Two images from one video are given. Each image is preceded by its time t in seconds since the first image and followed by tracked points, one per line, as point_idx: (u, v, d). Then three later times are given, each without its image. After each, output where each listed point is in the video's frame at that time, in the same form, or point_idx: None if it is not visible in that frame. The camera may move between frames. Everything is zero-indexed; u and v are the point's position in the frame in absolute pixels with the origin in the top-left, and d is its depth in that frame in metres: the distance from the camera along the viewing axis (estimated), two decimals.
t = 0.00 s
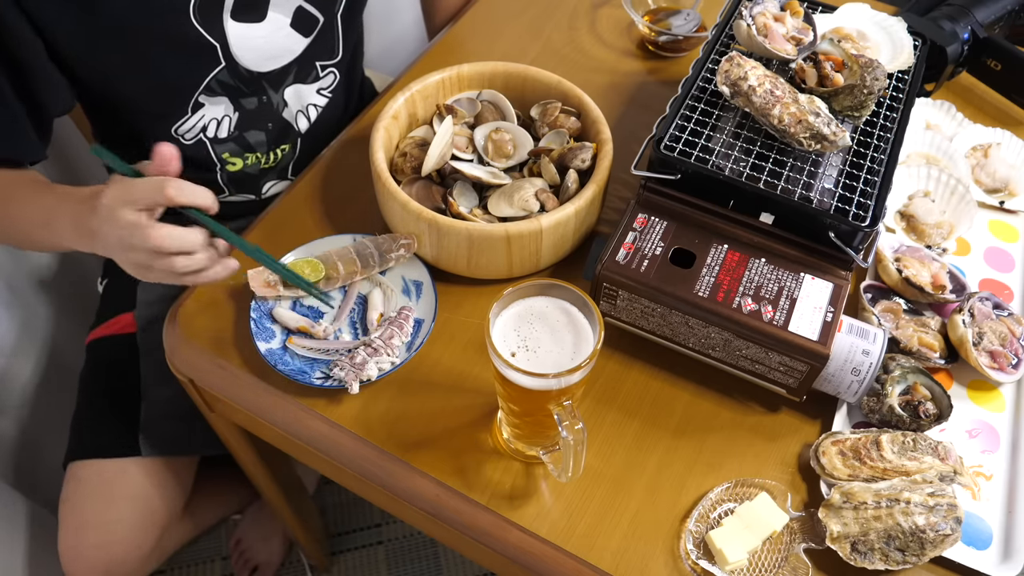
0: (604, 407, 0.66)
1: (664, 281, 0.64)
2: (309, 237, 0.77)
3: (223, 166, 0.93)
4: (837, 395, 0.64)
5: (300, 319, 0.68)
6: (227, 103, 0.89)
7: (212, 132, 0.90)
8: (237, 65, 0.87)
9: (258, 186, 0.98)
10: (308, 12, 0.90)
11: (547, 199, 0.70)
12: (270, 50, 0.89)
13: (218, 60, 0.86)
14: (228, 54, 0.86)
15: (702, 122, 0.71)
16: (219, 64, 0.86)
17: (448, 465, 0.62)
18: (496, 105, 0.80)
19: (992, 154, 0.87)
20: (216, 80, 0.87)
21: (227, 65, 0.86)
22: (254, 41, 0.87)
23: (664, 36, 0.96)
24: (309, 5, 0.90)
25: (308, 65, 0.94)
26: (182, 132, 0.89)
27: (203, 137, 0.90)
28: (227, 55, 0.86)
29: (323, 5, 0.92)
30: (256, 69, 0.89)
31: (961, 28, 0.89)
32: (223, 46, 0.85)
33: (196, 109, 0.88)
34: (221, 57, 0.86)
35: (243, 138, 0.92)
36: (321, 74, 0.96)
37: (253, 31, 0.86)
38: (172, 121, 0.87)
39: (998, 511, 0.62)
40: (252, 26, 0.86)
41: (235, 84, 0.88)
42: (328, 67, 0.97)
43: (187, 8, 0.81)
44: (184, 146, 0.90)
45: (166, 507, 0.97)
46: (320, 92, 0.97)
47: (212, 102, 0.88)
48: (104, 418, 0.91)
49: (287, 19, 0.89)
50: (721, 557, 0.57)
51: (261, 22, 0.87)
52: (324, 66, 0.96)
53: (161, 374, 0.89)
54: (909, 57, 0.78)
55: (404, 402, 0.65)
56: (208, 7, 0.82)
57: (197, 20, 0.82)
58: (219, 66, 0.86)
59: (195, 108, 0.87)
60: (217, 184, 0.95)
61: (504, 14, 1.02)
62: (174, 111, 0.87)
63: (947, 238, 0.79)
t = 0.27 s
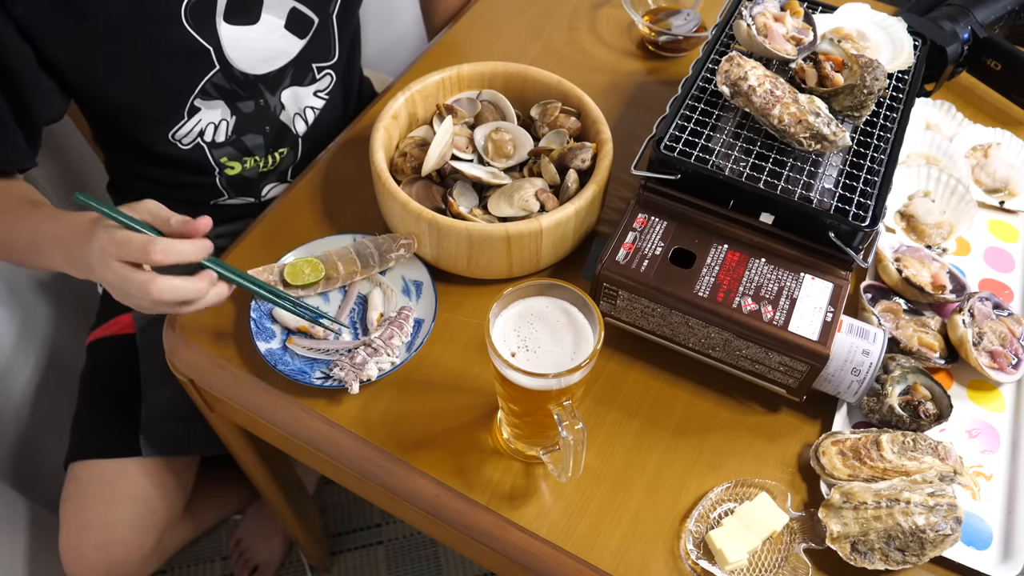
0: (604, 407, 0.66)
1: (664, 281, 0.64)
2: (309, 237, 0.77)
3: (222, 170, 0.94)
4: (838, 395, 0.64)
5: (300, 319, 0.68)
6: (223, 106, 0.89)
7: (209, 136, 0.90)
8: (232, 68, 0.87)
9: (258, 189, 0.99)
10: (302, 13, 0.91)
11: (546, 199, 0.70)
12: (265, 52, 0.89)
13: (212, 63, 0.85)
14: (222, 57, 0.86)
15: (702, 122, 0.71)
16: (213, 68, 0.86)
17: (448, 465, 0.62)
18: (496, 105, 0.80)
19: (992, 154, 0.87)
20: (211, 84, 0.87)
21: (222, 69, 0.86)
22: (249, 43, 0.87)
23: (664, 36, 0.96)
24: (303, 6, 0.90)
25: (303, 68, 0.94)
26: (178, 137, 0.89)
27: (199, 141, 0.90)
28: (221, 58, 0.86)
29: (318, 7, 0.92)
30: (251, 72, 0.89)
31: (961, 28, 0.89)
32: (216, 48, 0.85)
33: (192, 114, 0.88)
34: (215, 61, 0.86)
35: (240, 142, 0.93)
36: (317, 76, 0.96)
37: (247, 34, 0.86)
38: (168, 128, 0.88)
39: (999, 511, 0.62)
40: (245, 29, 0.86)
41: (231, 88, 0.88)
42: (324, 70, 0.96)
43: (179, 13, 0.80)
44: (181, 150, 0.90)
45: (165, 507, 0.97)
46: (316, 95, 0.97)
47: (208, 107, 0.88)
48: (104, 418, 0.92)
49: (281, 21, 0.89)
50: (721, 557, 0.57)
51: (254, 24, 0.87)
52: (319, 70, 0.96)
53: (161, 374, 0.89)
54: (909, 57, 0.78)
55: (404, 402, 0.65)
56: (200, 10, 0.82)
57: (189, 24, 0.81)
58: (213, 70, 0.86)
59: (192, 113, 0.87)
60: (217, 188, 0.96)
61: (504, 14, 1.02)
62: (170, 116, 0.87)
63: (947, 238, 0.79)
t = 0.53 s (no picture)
0: (604, 407, 0.66)
1: (664, 281, 0.64)
2: (308, 237, 0.77)
3: (222, 170, 0.94)
4: (838, 395, 0.64)
5: (300, 319, 0.68)
6: (223, 107, 0.89)
7: (208, 137, 0.90)
8: (231, 70, 0.87)
9: (257, 190, 0.99)
10: (302, 14, 0.91)
11: (546, 199, 0.70)
12: (265, 54, 0.90)
13: (213, 66, 0.86)
14: (222, 60, 0.86)
15: (702, 123, 0.71)
16: (213, 71, 0.86)
17: (448, 465, 0.62)
18: (496, 105, 0.80)
19: (992, 154, 0.87)
20: (210, 86, 0.87)
21: (221, 71, 0.87)
22: (248, 45, 0.87)
23: (664, 36, 0.96)
24: (303, 7, 0.91)
25: (303, 68, 0.94)
26: (178, 137, 0.89)
27: (199, 141, 0.90)
28: (221, 60, 0.86)
29: (318, 8, 0.92)
30: (250, 74, 0.89)
31: (961, 28, 0.89)
32: (216, 51, 0.85)
33: (191, 114, 0.87)
34: (215, 63, 0.86)
35: (239, 142, 0.93)
36: (317, 76, 0.96)
37: (246, 36, 0.87)
38: (168, 127, 0.87)
39: (999, 511, 0.62)
40: (245, 31, 0.86)
41: (231, 89, 0.89)
42: (324, 69, 0.97)
43: (178, 16, 0.80)
44: (180, 150, 0.90)
45: (165, 507, 0.97)
46: (315, 95, 0.97)
47: (208, 107, 0.88)
48: (103, 418, 0.92)
49: (281, 23, 0.89)
50: (721, 557, 0.57)
51: (253, 26, 0.87)
52: (319, 69, 0.96)
53: (160, 374, 0.89)
54: (909, 57, 0.78)
55: (404, 402, 0.65)
56: (200, 14, 0.81)
57: (189, 28, 0.81)
58: (214, 72, 0.86)
59: (191, 113, 0.87)
60: (216, 188, 0.96)
61: (504, 14, 1.02)
62: (170, 117, 0.86)
63: (947, 238, 0.79)
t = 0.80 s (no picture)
0: (604, 407, 0.66)
1: (664, 281, 0.64)
2: (309, 238, 0.77)
3: (222, 171, 0.94)
4: (838, 395, 0.64)
5: (300, 319, 0.69)
6: (224, 108, 0.89)
7: (210, 137, 0.90)
8: (233, 72, 0.88)
9: (258, 191, 0.99)
10: (303, 15, 0.91)
11: (546, 199, 0.70)
12: (267, 56, 0.90)
13: (214, 68, 0.86)
14: (223, 62, 0.86)
15: (702, 122, 0.71)
16: (215, 73, 0.86)
17: (448, 465, 0.62)
18: (496, 105, 0.80)
19: (992, 154, 0.87)
20: (212, 87, 0.87)
21: (224, 73, 0.87)
22: (249, 47, 0.87)
23: (664, 36, 0.96)
24: (305, 8, 0.91)
25: (305, 69, 0.94)
26: (179, 138, 0.89)
27: (200, 142, 0.90)
28: (223, 62, 0.86)
29: (319, 9, 0.92)
30: (252, 75, 0.90)
31: (961, 28, 0.89)
32: (218, 54, 0.85)
33: (193, 115, 0.88)
34: (217, 65, 0.86)
35: (240, 142, 0.93)
36: (318, 76, 0.96)
37: (248, 38, 0.87)
38: (169, 128, 0.87)
39: (999, 511, 0.62)
40: (246, 33, 0.87)
41: (232, 90, 0.89)
42: (325, 70, 0.97)
43: (181, 20, 0.81)
44: (181, 151, 0.90)
45: (165, 508, 0.97)
46: (317, 95, 0.97)
47: (209, 108, 0.88)
48: (104, 419, 0.92)
49: (282, 24, 0.90)
50: (721, 556, 0.57)
51: (255, 29, 0.87)
52: (320, 69, 0.96)
53: (160, 375, 0.89)
54: (909, 57, 0.78)
55: (404, 402, 0.65)
56: (202, 17, 0.82)
57: (191, 30, 0.82)
58: (215, 74, 0.86)
59: (192, 114, 0.88)
60: (217, 188, 0.96)
61: (504, 14, 1.02)
62: (171, 118, 0.87)
63: (947, 238, 0.79)
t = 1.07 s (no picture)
0: (604, 407, 0.66)
1: (664, 281, 0.64)
2: (309, 238, 0.77)
3: (223, 171, 0.94)
4: (837, 395, 0.64)
5: (300, 319, 0.69)
6: (226, 108, 0.89)
7: (212, 137, 0.90)
8: (236, 72, 0.88)
9: (258, 191, 0.98)
10: (306, 16, 0.91)
11: (546, 199, 0.70)
12: (270, 56, 0.90)
13: (218, 69, 0.86)
14: (227, 63, 0.86)
15: (702, 123, 0.71)
16: (218, 73, 0.86)
17: (448, 465, 0.62)
18: (496, 105, 0.80)
19: (992, 154, 0.87)
20: (216, 88, 0.87)
21: (227, 73, 0.87)
22: (253, 48, 0.88)
23: (664, 36, 0.96)
24: (307, 9, 0.91)
25: (307, 69, 0.94)
26: (181, 138, 0.89)
27: (202, 142, 0.90)
28: (227, 63, 0.86)
29: (321, 9, 0.92)
30: (255, 76, 0.90)
31: (961, 28, 0.89)
32: (222, 54, 0.86)
33: (195, 116, 0.88)
34: (221, 66, 0.86)
35: (242, 143, 0.93)
36: (320, 78, 0.96)
37: (251, 39, 0.87)
38: (171, 128, 0.87)
39: (998, 511, 0.62)
40: (250, 34, 0.87)
41: (235, 91, 0.89)
42: (327, 71, 0.97)
43: (185, 20, 0.81)
44: (183, 151, 0.90)
45: (165, 508, 0.98)
46: (319, 96, 0.97)
47: (212, 108, 0.88)
48: (104, 419, 0.92)
49: (285, 25, 0.90)
50: (721, 557, 0.57)
51: (259, 30, 0.87)
52: (322, 70, 0.96)
53: (160, 375, 0.89)
54: (910, 57, 0.78)
55: (404, 402, 0.65)
56: (206, 18, 0.83)
57: (195, 31, 0.82)
58: (219, 75, 0.87)
59: (195, 115, 0.88)
60: (217, 188, 0.96)
61: (504, 14, 1.02)
62: (173, 118, 0.86)
63: (947, 238, 0.79)
